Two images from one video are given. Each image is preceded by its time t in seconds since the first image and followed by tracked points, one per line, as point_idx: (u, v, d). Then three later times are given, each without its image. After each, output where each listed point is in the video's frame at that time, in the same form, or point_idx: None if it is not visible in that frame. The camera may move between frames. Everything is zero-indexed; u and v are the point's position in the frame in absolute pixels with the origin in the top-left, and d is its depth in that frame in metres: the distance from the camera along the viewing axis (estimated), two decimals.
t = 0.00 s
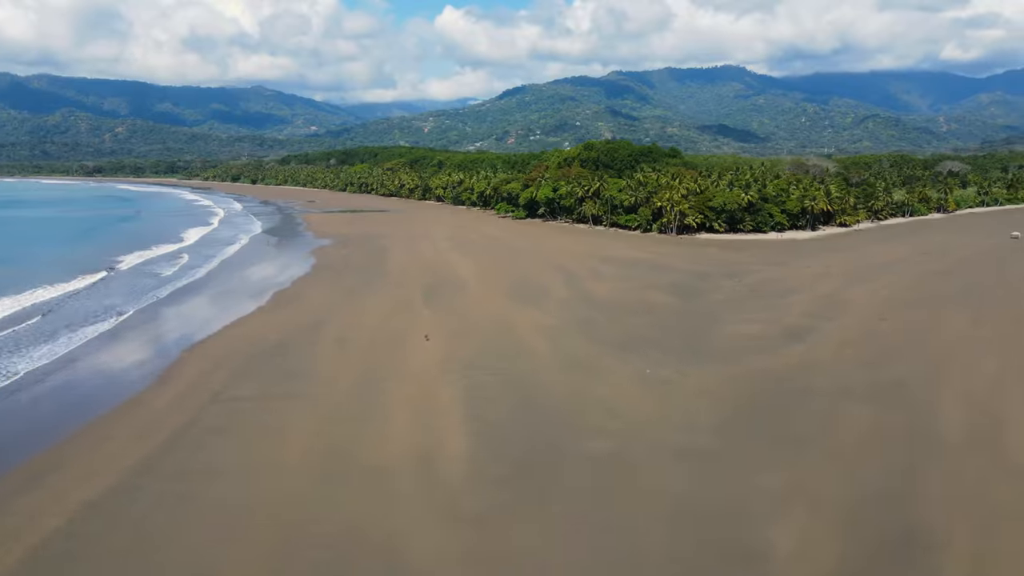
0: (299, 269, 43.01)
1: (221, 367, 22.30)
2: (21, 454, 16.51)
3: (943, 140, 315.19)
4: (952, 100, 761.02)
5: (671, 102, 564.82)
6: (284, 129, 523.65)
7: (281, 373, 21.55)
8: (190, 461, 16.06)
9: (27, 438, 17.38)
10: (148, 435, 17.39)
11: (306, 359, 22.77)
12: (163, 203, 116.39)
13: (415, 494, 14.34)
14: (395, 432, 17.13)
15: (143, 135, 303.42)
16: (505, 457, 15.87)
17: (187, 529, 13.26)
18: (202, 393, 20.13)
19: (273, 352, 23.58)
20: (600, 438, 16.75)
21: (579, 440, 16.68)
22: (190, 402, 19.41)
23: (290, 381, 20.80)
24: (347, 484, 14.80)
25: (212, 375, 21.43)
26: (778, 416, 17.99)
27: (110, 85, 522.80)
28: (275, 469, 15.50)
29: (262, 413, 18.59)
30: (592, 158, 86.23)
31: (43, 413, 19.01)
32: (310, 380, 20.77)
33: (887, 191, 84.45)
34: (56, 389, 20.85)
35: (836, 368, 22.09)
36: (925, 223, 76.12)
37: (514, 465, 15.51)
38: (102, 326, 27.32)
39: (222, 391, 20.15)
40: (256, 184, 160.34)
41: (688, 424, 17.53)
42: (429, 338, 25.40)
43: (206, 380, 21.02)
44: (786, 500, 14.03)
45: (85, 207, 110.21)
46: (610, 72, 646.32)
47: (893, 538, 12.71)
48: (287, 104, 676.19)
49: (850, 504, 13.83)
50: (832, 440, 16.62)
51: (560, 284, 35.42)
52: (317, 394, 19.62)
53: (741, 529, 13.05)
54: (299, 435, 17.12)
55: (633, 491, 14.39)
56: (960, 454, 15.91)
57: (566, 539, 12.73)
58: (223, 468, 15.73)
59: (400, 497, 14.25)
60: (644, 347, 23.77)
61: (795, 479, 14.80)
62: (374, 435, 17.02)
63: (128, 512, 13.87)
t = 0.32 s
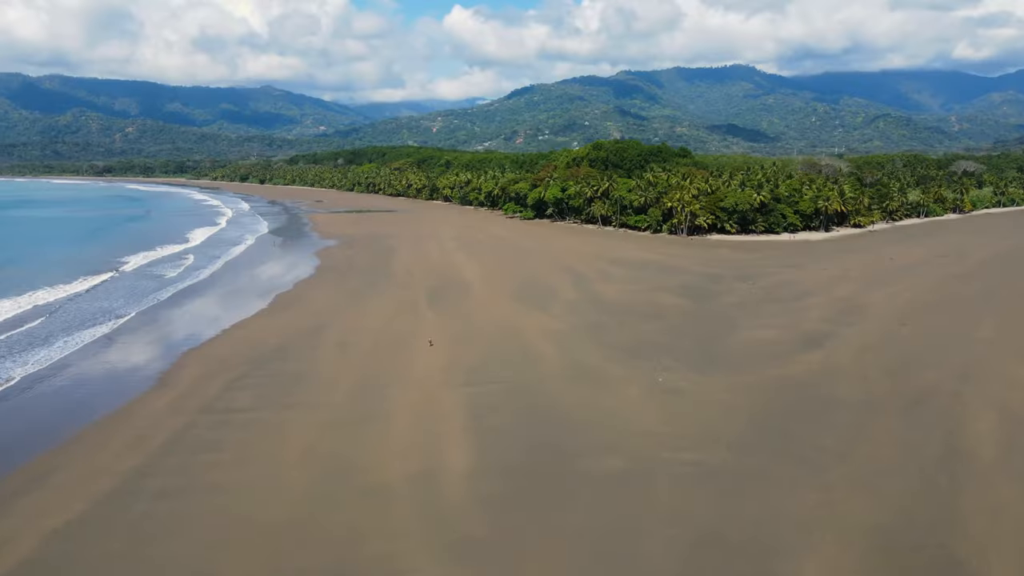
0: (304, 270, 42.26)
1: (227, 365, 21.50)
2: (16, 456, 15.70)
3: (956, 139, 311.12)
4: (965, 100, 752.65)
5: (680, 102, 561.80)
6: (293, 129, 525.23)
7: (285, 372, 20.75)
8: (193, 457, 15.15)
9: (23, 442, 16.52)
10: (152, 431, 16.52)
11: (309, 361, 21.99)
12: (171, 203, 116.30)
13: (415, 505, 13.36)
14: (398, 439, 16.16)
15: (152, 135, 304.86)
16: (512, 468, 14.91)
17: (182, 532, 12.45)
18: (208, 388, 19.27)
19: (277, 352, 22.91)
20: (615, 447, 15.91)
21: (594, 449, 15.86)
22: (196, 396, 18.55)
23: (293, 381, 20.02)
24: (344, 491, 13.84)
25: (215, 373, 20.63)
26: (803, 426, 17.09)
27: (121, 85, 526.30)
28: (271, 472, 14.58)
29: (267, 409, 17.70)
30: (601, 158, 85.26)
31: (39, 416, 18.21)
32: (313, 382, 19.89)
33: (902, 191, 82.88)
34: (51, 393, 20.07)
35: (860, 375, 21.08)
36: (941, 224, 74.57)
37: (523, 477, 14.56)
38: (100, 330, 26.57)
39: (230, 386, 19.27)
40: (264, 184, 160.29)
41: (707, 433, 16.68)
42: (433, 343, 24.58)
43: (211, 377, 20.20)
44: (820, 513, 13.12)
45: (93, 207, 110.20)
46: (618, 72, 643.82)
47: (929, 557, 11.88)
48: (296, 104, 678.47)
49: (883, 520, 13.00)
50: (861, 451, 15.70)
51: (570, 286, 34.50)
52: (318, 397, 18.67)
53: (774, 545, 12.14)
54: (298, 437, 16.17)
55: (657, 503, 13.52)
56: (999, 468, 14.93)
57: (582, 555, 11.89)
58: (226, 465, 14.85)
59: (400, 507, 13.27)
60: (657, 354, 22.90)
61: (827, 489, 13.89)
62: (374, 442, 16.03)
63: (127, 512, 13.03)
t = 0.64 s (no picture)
0: (307, 271, 41.53)
1: (222, 373, 20.81)
2: None
3: (968, 139, 307.19)
4: (977, 99, 744.33)
5: (688, 101, 558.72)
6: (302, 128, 526.86)
7: (282, 380, 20.04)
8: (181, 472, 14.44)
9: (9, 450, 15.90)
10: (142, 443, 15.86)
11: (308, 367, 21.25)
12: (179, 203, 116.33)
13: (415, 529, 12.46)
14: (398, 455, 15.31)
15: (162, 135, 306.44)
16: (519, 488, 14.00)
17: (165, 554, 11.70)
18: (202, 396, 18.59)
19: (275, 358, 22.22)
20: (626, 463, 15.01)
21: (603, 465, 14.96)
22: (188, 406, 17.86)
23: (291, 389, 19.29)
24: (339, 512, 12.96)
25: (210, 381, 19.96)
26: (825, 441, 16.15)
27: (132, 86, 529.97)
28: (263, 489, 13.76)
29: (261, 420, 16.97)
30: (609, 158, 84.24)
31: (26, 423, 17.59)
32: (311, 390, 19.17)
33: (917, 191, 81.25)
34: (40, 399, 19.44)
35: (883, 385, 20.03)
36: (957, 225, 72.97)
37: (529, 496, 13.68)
38: (96, 334, 25.97)
39: (224, 395, 18.58)
40: (271, 184, 160.25)
41: (723, 447, 15.78)
42: (437, 349, 23.77)
43: (206, 386, 19.52)
44: (848, 541, 12.12)
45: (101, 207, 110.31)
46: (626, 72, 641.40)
47: None
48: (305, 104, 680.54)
49: (917, 545, 12.02)
50: (889, 469, 14.71)
51: (578, 289, 33.64)
52: (316, 407, 17.88)
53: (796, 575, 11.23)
54: (293, 452, 15.37)
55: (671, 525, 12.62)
56: None
57: None
58: (216, 480, 14.11)
59: (399, 531, 12.38)
60: (670, 361, 21.97)
61: (854, 514, 12.94)
62: (372, 458, 15.18)
63: (108, 532, 12.31)
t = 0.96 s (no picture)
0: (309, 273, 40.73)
1: (216, 381, 20.08)
2: None
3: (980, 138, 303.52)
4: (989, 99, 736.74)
5: (696, 101, 555.69)
6: (309, 129, 527.89)
7: (278, 388, 19.27)
8: (166, 490, 13.69)
9: None
10: (126, 456, 15.07)
11: (307, 374, 20.52)
12: (185, 203, 116.20)
13: (409, 559, 11.53)
14: (395, 474, 14.43)
15: (170, 135, 307.58)
16: (524, 512, 13.10)
17: None
18: (194, 406, 17.82)
19: (272, 365, 21.47)
20: (636, 483, 14.11)
21: (612, 485, 14.06)
22: (178, 417, 17.10)
23: (287, 398, 18.53)
24: (329, 538, 12.10)
25: (203, 389, 19.18)
26: (848, 459, 15.25)
27: (141, 86, 532.99)
28: (251, 512, 12.92)
29: (254, 432, 16.18)
30: (617, 158, 83.22)
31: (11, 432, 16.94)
32: (307, 398, 18.40)
33: (931, 192, 79.72)
34: (28, 405, 18.79)
35: (907, 396, 19.03)
36: (973, 226, 71.42)
37: (533, 520, 12.83)
38: (91, 339, 25.34)
39: (216, 405, 17.81)
40: (278, 183, 160.01)
41: (740, 466, 14.85)
42: (440, 355, 22.98)
43: (198, 394, 18.75)
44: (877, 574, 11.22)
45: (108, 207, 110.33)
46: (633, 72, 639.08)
47: None
48: (313, 104, 682.43)
49: None
50: (921, 493, 13.74)
51: (585, 292, 32.77)
52: (312, 417, 17.09)
53: None
54: (285, 468, 14.54)
55: (684, 554, 11.74)
56: None
57: None
58: (203, 499, 13.35)
59: (391, 561, 11.47)
60: (681, 370, 21.07)
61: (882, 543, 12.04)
62: (367, 476, 14.32)
63: (84, 557, 11.58)
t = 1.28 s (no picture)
0: (311, 275, 39.97)
1: (209, 390, 19.33)
2: None
3: (992, 138, 299.58)
4: (1001, 98, 728.80)
5: (704, 100, 552.59)
6: (317, 129, 528.71)
7: (272, 397, 18.46)
8: (148, 513, 12.92)
9: None
10: (108, 474, 14.32)
11: (303, 382, 19.73)
12: (191, 203, 115.96)
13: None
14: (391, 497, 13.56)
15: (178, 135, 308.57)
16: (526, 541, 12.18)
17: None
18: (183, 418, 17.05)
19: (267, 372, 20.66)
20: (648, 507, 13.19)
21: (622, 510, 13.13)
22: (166, 431, 16.33)
23: (281, 409, 17.67)
24: (317, 571, 11.24)
25: (193, 400, 18.39)
26: (875, 483, 14.24)
27: (150, 85, 535.68)
28: (236, 539, 12.10)
29: (244, 448, 15.39)
30: (625, 157, 82.11)
31: None
32: (302, 410, 17.56)
33: (946, 192, 78.09)
34: (12, 416, 18.06)
35: (934, 410, 17.97)
36: (990, 227, 69.71)
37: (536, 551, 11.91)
38: (83, 345, 24.63)
39: (206, 417, 17.03)
40: (284, 183, 159.75)
41: (758, 490, 13.89)
42: (443, 362, 22.12)
43: (188, 406, 17.98)
44: None
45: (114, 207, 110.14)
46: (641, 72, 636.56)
47: None
48: (321, 104, 684.09)
49: None
50: (956, 522, 12.72)
51: (593, 296, 31.80)
52: (306, 431, 16.27)
53: None
54: (276, 490, 13.73)
55: None
56: None
57: None
58: (185, 524, 12.55)
59: None
60: (694, 380, 20.08)
61: None
62: (361, 500, 13.46)
63: None
